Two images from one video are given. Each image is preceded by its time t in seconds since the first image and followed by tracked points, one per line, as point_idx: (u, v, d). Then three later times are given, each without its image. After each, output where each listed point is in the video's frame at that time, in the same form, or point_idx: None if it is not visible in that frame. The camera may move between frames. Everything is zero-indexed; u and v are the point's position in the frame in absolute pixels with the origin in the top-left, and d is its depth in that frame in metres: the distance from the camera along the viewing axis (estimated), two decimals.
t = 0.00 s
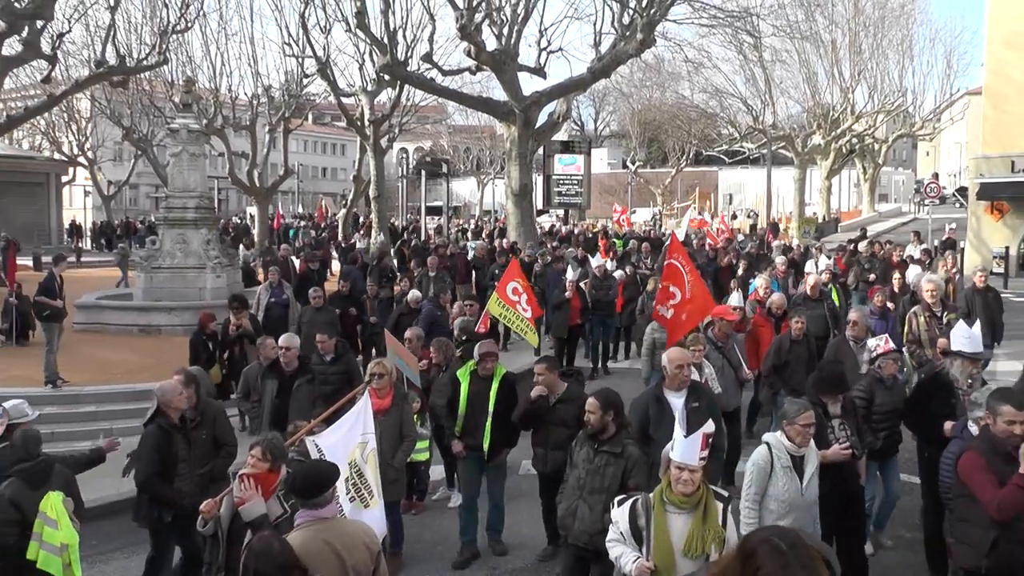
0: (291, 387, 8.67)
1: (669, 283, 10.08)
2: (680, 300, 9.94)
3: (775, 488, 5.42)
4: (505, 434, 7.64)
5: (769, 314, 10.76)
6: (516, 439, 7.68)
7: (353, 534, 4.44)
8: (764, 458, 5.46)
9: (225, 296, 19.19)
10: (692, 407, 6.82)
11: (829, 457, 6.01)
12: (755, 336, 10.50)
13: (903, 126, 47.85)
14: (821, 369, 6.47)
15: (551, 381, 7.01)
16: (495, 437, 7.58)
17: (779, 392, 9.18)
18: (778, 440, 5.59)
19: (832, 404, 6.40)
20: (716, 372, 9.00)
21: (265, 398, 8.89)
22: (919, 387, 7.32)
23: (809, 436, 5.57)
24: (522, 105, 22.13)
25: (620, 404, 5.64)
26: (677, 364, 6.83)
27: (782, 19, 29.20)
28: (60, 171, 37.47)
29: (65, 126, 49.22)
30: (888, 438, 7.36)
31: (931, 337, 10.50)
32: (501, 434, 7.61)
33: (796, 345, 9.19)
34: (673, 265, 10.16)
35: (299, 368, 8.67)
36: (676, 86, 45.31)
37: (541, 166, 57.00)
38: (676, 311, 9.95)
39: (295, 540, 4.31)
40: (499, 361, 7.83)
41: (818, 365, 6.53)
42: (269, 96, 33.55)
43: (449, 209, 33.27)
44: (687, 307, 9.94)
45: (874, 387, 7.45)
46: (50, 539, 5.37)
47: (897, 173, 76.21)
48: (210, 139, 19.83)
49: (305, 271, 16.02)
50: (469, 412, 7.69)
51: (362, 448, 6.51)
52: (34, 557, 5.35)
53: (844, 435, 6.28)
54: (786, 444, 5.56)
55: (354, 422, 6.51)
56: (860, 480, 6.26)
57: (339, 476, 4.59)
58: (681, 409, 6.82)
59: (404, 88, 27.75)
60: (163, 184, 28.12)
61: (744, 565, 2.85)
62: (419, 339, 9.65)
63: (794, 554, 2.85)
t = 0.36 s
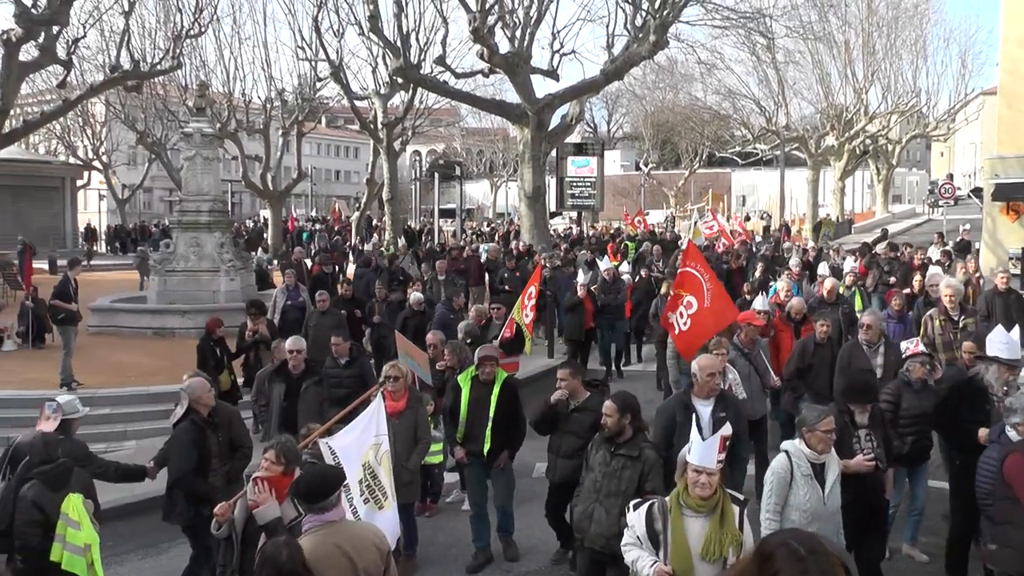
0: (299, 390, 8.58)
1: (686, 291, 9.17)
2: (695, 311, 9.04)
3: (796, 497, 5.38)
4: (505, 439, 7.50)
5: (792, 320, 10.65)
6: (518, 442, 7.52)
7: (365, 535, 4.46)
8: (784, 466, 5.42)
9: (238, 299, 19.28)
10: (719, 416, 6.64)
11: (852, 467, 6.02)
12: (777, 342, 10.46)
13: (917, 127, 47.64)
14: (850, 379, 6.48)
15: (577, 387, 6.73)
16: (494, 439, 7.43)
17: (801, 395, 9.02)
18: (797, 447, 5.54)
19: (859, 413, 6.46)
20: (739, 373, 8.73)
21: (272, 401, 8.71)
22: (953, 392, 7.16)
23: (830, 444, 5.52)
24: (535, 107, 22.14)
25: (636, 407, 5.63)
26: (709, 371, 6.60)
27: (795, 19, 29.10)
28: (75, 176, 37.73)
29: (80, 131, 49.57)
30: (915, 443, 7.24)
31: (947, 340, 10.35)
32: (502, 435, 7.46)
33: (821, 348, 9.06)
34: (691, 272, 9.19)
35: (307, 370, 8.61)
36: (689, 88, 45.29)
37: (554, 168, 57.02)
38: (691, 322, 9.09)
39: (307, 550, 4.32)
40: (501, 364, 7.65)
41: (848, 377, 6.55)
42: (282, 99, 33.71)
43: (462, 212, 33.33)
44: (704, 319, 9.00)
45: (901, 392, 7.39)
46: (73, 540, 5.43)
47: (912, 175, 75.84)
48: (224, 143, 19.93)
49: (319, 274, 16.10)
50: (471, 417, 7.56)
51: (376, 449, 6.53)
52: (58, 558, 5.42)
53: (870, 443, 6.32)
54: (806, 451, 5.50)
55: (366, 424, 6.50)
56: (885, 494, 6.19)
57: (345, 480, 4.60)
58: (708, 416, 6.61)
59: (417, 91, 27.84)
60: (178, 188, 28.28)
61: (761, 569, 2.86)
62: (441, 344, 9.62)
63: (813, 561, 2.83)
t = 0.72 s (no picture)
0: (305, 393, 8.60)
1: (713, 297, 8.98)
2: (722, 317, 8.87)
3: (813, 506, 5.24)
4: (512, 445, 7.30)
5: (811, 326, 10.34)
6: (526, 449, 7.32)
7: (378, 532, 4.48)
8: (801, 476, 5.26)
9: (252, 301, 19.36)
10: (762, 422, 6.39)
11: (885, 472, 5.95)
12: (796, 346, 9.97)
13: (931, 127, 47.41)
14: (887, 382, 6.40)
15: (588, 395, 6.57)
16: (501, 446, 7.29)
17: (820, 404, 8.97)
18: (815, 453, 5.37)
19: (896, 418, 6.32)
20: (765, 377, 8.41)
21: (278, 405, 8.67)
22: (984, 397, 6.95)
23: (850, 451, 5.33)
24: (548, 110, 22.14)
25: (650, 410, 5.59)
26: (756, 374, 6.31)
27: (808, 19, 28.99)
28: (89, 179, 37.92)
29: (94, 134, 49.84)
30: (939, 448, 7.16)
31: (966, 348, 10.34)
32: (509, 441, 7.30)
33: (840, 356, 8.93)
34: (717, 277, 9.01)
35: (312, 373, 8.63)
36: (702, 89, 45.18)
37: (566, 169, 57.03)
38: (718, 328, 8.88)
39: (319, 553, 4.28)
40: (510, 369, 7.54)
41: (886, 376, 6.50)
42: (295, 102, 33.79)
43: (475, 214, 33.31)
44: (733, 325, 8.83)
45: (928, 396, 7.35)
46: (87, 543, 5.46)
47: (926, 176, 75.52)
48: (237, 146, 19.98)
49: (332, 276, 16.15)
50: (482, 422, 7.47)
51: (389, 450, 6.50)
52: (71, 560, 5.46)
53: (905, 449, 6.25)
54: (824, 459, 5.32)
55: (377, 425, 6.48)
56: (918, 502, 6.14)
57: (356, 480, 4.60)
58: (750, 421, 6.36)
59: (430, 94, 27.87)
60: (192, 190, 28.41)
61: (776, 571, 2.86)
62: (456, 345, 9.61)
63: (829, 564, 2.82)
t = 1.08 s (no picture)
0: (313, 395, 8.61)
1: (737, 295, 8.96)
2: (747, 318, 8.88)
3: (838, 516, 5.19)
4: (526, 449, 7.25)
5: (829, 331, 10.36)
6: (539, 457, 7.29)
7: (391, 526, 4.51)
8: (826, 483, 5.24)
9: (263, 303, 19.42)
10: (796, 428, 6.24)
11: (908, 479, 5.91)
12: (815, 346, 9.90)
13: (944, 129, 47.23)
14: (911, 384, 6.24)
15: (583, 401, 6.61)
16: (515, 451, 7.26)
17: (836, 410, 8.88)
18: (842, 462, 5.32)
19: (919, 423, 6.21)
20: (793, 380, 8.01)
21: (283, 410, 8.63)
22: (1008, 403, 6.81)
23: (876, 459, 5.25)
24: (560, 111, 22.14)
25: (656, 413, 5.54)
26: (788, 375, 6.26)
27: (820, 21, 28.84)
28: (101, 181, 38.06)
29: (107, 135, 50.08)
30: (960, 455, 7.05)
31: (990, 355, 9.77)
32: (524, 447, 7.23)
33: (852, 361, 8.78)
34: (742, 276, 9.02)
35: (318, 374, 8.67)
36: (713, 90, 45.09)
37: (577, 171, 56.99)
38: (742, 328, 8.87)
39: (340, 543, 4.32)
40: (531, 373, 7.50)
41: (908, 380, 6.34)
42: (307, 104, 33.86)
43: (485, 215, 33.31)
44: (756, 326, 8.88)
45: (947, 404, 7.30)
46: (97, 540, 5.48)
47: (938, 178, 75.15)
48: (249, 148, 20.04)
49: (343, 278, 16.18)
50: (498, 425, 7.46)
51: (400, 451, 6.49)
52: (81, 556, 5.49)
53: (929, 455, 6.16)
54: (850, 467, 5.26)
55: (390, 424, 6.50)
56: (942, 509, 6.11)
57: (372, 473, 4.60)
58: (784, 425, 6.27)
59: (442, 95, 27.89)
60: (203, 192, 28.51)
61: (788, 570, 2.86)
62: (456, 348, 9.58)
63: (842, 563, 2.82)
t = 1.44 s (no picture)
0: (325, 395, 8.64)
1: (752, 303, 8.94)
2: (764, 324, 8.89)
3: (870, 521, 5.09)
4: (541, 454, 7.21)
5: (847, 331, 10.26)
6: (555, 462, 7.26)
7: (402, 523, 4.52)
8: (859, 488, 5.13)
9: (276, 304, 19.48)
10: (816, 437, 6.10)
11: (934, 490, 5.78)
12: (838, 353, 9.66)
13: (957, 131, 47.02)
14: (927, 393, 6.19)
15: (584, 407, 6.60)
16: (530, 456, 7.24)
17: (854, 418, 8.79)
18: (878, 466, 5.21)
19: (939, 433, 6.15)
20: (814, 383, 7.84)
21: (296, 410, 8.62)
22: None
23: (913, 465, 5.14)
24: (572, 113, 22.15)
25: (659, 416, 5.57)
26: (803, 381, 6.10)
27: (833, 22, 28.75)
28: (115, 182, 38.25)
29: (120, 137, 50.34)
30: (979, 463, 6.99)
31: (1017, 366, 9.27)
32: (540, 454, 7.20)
33: (867, 367, 8.71)
34: (756, 282, 8.99)
35: (330, 375, 8.70)
36: (726, 92, 45.01)
37: (589, 173, 56.98)
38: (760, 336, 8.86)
39: (368, 539, 4.35)
40: (549, 378, 7.49)
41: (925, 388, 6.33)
42: (319, 106, 33.95)
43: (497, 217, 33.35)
44: (772, 331, 8.91)
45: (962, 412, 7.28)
46: (113, 537, 5.52)
47: (952, 180, 74.79)
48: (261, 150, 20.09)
49: (356, 279, 16.21)
50: (514, 428, 7.44)
51: (411, 454, 6.48)
52: (97, 552, 5.53)
53: (951, 464, 6.07)
54: (885, 472, 5.16)
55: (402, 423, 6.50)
56: (964, 519, 6.01)
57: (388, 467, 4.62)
58: (801, 434, 6.12)
59: (454, 97, 27.92)
60: (217, 194, 28.65)
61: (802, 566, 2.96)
62: (465, 348, 9.54)
63: (853, 559, 2.92)
